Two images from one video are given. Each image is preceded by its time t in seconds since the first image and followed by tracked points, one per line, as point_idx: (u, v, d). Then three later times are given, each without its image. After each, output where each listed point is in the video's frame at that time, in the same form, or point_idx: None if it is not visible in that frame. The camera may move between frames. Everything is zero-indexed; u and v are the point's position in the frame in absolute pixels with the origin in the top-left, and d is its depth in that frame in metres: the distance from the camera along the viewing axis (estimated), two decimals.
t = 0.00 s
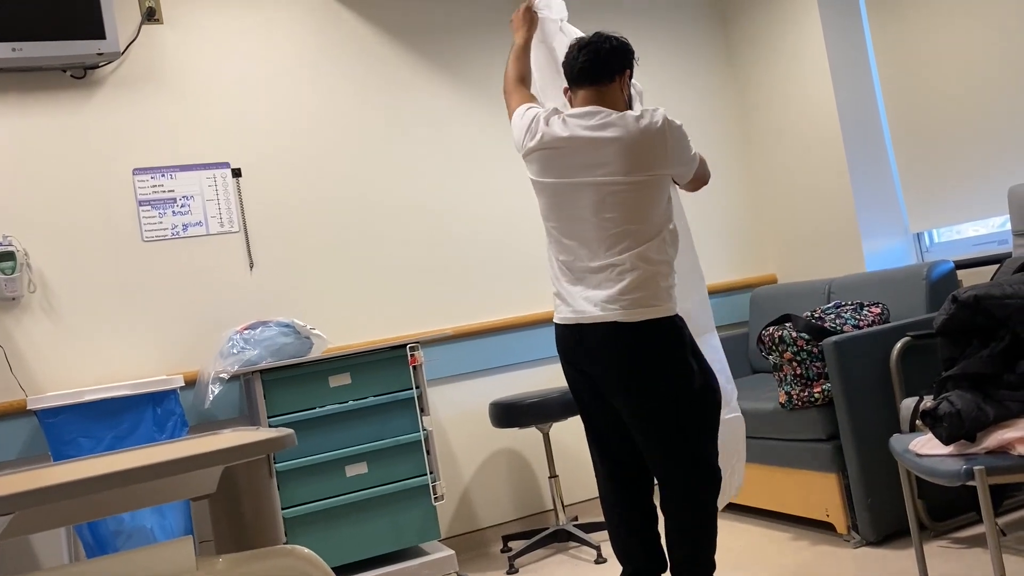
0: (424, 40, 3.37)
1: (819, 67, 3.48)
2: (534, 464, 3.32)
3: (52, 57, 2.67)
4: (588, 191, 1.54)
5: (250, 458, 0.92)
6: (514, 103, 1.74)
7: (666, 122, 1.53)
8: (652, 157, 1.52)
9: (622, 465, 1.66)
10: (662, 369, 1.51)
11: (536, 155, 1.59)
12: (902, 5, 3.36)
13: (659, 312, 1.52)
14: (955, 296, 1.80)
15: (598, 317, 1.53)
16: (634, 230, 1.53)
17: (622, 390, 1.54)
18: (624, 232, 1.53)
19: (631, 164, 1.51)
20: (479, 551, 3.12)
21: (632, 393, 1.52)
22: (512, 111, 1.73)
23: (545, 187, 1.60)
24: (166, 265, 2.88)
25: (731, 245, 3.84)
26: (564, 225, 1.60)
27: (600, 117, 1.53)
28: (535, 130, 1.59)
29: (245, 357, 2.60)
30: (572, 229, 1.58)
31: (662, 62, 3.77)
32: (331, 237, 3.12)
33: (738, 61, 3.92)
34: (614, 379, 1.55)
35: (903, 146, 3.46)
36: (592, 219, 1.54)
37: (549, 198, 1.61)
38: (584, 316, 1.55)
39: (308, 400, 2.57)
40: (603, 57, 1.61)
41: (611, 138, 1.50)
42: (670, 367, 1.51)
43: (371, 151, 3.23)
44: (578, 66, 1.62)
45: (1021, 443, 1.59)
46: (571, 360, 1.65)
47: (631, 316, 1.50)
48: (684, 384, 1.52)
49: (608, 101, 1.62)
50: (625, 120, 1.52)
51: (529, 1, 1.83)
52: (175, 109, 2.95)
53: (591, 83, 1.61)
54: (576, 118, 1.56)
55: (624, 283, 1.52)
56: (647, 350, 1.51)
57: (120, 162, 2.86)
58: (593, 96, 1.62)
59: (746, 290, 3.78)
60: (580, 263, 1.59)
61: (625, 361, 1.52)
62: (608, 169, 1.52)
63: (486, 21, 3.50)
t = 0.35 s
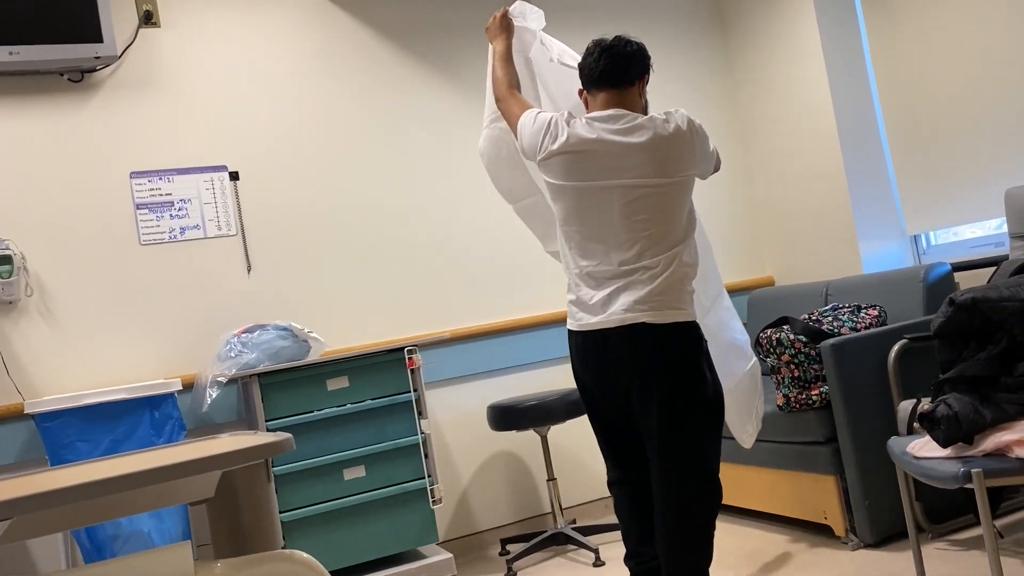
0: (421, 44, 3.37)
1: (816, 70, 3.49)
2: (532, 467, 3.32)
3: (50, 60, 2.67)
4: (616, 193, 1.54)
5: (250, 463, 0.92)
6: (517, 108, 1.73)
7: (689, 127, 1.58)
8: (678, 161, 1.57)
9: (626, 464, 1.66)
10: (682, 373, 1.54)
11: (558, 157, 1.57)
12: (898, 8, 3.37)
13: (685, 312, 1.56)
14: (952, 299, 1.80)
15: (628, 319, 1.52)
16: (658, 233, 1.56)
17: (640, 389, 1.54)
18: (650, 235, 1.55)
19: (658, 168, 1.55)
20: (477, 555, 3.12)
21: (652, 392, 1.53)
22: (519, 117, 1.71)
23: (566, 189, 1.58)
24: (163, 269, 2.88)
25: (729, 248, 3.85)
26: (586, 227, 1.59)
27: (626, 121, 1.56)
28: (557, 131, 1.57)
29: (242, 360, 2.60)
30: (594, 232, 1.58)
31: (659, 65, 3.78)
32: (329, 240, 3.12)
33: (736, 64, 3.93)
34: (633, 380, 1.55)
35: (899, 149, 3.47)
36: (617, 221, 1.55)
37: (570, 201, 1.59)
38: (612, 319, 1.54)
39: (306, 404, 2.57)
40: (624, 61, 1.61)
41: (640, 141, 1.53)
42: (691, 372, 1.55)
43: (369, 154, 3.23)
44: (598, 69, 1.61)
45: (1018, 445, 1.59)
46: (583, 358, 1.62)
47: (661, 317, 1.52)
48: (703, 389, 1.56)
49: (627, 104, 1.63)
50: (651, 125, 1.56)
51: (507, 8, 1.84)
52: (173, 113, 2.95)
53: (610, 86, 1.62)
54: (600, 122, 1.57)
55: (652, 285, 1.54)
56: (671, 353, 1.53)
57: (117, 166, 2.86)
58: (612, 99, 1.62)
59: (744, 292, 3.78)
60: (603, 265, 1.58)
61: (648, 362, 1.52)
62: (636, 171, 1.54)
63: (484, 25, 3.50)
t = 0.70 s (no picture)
0: (421, 46, 3.37)
1: (815, 71, 3.49)
2: (532, 469, 3.32)
3: (49, 62, 2.67)
4: (604, 188, 1.55)
5: (250, 465, 0.92)
6: (512, 107, 1.73)
7: (678, 124, 1.59)
8: (667, 157, 1.57)
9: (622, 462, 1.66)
10: (677, 365, 1.54)
11: (548, 153, 1.57)
12: (898, 10, 3.37)
13: (673, 307, 1.56)
14: (952, 300, 1.80)
15: (616, 314, 1.53)
16: (646, 228, 1.56)
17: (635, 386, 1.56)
18: (638, 230, 1.56)
19: (647, 164, 1.55)
20: (476, 556, 3.12)
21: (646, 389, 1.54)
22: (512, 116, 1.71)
23: (556, 185, 1.59)
24: (163, 270, 2.88)
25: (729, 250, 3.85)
26: (575, 223, 1.59)
27: (614, 118, 1.57)
28: (547, 127, 1.58)
29: (241, 362, 2.59)
30: (583, 227, 1.58)
31: (659, 66, 3.78)
32: (329, 242, 3.12)
33: (735, 66, 3.93)
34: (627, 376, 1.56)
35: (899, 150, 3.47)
36: (606, 216, 1.55)
37: (559, 196, 1.60)
38: (600, 313, 1.54)
39: (305, 406, 2.57)
40: (617, 60, 1.62)
41: (629, 137, 1.54)
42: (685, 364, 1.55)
43: (369, 156, 3.23)
44: (591, 68, 1.62)
45: (1018, 448, 1.60)
46: (573, 356, 1.63)
47: (649, 311, 1.53)
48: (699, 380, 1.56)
49: (619, 103, 1.63)
50: (640, 121, 1.56)
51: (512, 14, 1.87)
52: (172, 114, 2.95)
53: (604, 86, 1.62)
54: (589, 119, 1.57)
55: (640, 280, 1.54)
56: (669, 345, 1.53)
57: (117, 167, 2.86)
58: (605, 97, 1.63)
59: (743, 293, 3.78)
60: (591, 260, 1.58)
61: (641, 357, 1.53)
62: (624, 167, 1.54)
63: (483, 27, 3.51)
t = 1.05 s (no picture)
0: (421, 48, 3.37)
1: (815, 74, 3.50)
2: (532, 471, 3.32)
3: (50, 63, 2.67)
4: (600, 191, 1.55)
5: (249, 466, 0.92)
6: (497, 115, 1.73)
7: (671, 127, 1.59)
8: (661, 160, 1.57)
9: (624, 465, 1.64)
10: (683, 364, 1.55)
11: (543, 157, 1.58)
12: (898, 13, 3.37)
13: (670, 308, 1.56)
14: (952, 303, 1.80)
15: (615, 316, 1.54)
16: (643, 230, 1.57)
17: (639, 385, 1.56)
18: (635, 232, 1.57)
19: (640, 166, 1.55)
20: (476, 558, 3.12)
21: (649, 389, 1.54)
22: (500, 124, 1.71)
23: (552, 188, 1.59)
24: (163, 271, 2.88)
25: (730, 253, 3.84)
26: (572, 225, 1.59)
27: (607, 122, 1.57)
28: (541, 132, 1.59)
29: (242, 363, 2.59)
30: (579, 230, 1.59)
31: (659, 69, 3.78)
32: (329, 243, 3.12)
33: (735, 68, 3.93)
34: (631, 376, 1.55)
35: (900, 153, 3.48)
36: (603, 218, 1.56)
37: (555, 201, 1.60)
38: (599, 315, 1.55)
39: (306, 407, 2.57)
40: (606, 63, 1.62)
41: (622, 140, 1.54)
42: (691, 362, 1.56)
43: (369, 158, 3.23)
44: (581, 72, 1.62)
45: (1018, 450, 1.60)
46: (575, 357, 1.63)
47: (645, 312, 1.54)
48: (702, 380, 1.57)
49: (609, 107, 1.64)
50: (634, 125, 1.57)
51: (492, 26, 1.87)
52: (173, 115, 2.95)
53: (595, 90, 1.63)
54: (583, 122, 1.58)
55: (637, 281, 1.55)
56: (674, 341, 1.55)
57: (118, 169, 2.86)
58: (596, 101, 1.63)
59: (743, 296, 3.78)
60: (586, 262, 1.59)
61: (645, 357, 1.53)
62: (619, 170, 1.55)
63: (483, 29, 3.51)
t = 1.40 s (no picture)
0: (422, 50, 3.38)
1: (816, 76, 3.50)
2: (533, 473, 3.32)
3: (52, 65, 2.68)
4: (608, 200, 1.56)
5: (249, 468, 0.92)
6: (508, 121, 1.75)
7: (676, 139, 1.61)
8: (668, 172, 1.59)
9: (631, 469, 1.63)
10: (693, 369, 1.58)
11: (550, 165, 1.58)
12: (899, 15, 3.38)
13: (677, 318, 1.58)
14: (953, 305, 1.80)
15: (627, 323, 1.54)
16: (651, 240, 1.59)
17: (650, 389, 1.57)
18: (642, 241, 1.58)
19: (649, 178, 1.57)
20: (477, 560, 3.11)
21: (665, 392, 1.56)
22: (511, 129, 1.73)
23: (559, 195, 1.59)
24: (164, 273, 2.88)
25: (731, 256, 3.84)
26: (580, 234, 1.59)
27: (615, 133, 1.59)
28: (549, 140, 1.59)
29: (243, 365, 2.60)
30: (586, 239, 1.59)
31: (660, 71, 3.78)
32: (329, 245, 3.13)
33: (736, 71, 3.93)
34: (645, 380, 1.56)
35: (901, 155, 3.48)
36: (612, 229, 1.57)
37: (563, 210, 1.60)
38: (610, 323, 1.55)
39: (306, 409, 2.57)
40: (610, 72, 1.62)
41: (630, 153, 1.56)
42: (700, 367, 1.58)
43: (370, 160, 3.23)
44: (587, 83, 1.62)
45: (1020, 453, 1.59)
46: (585, 359, 1.61)
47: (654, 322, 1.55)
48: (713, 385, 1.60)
49: (617, 117, 1.64)
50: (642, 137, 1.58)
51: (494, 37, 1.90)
52: (174, 117, 2.96)
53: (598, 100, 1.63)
54: (590, 132, 1.59)
55: (645, 292, 1.55)
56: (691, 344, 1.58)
57: (120, 171, 2.86)
58: (600, 111, 1.64)
59: (744, 298, 3.77)
60: (593, 272, 1.59)
61: (661, 358, 1.55)
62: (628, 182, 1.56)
63: (484, 31, 3.51)
